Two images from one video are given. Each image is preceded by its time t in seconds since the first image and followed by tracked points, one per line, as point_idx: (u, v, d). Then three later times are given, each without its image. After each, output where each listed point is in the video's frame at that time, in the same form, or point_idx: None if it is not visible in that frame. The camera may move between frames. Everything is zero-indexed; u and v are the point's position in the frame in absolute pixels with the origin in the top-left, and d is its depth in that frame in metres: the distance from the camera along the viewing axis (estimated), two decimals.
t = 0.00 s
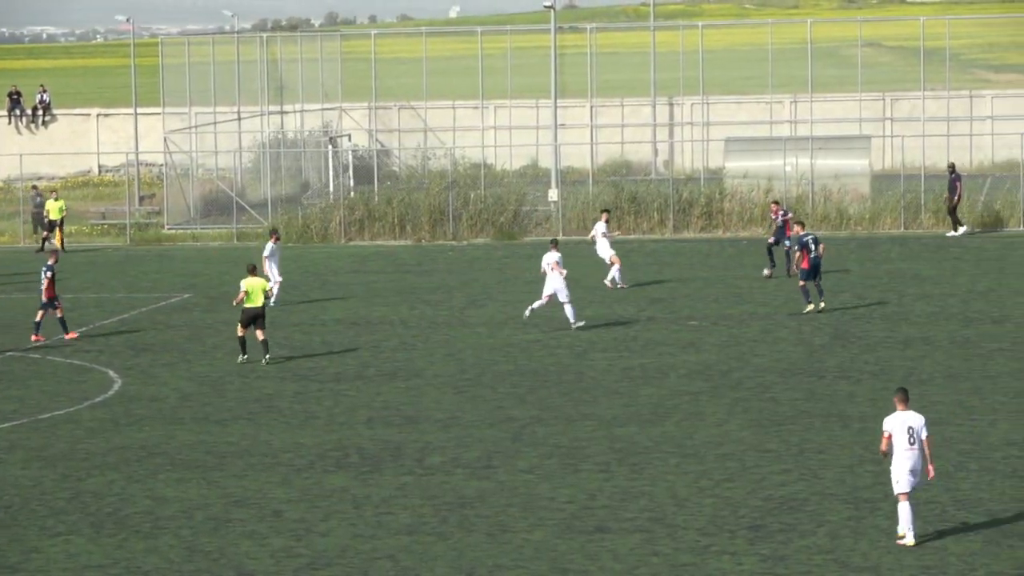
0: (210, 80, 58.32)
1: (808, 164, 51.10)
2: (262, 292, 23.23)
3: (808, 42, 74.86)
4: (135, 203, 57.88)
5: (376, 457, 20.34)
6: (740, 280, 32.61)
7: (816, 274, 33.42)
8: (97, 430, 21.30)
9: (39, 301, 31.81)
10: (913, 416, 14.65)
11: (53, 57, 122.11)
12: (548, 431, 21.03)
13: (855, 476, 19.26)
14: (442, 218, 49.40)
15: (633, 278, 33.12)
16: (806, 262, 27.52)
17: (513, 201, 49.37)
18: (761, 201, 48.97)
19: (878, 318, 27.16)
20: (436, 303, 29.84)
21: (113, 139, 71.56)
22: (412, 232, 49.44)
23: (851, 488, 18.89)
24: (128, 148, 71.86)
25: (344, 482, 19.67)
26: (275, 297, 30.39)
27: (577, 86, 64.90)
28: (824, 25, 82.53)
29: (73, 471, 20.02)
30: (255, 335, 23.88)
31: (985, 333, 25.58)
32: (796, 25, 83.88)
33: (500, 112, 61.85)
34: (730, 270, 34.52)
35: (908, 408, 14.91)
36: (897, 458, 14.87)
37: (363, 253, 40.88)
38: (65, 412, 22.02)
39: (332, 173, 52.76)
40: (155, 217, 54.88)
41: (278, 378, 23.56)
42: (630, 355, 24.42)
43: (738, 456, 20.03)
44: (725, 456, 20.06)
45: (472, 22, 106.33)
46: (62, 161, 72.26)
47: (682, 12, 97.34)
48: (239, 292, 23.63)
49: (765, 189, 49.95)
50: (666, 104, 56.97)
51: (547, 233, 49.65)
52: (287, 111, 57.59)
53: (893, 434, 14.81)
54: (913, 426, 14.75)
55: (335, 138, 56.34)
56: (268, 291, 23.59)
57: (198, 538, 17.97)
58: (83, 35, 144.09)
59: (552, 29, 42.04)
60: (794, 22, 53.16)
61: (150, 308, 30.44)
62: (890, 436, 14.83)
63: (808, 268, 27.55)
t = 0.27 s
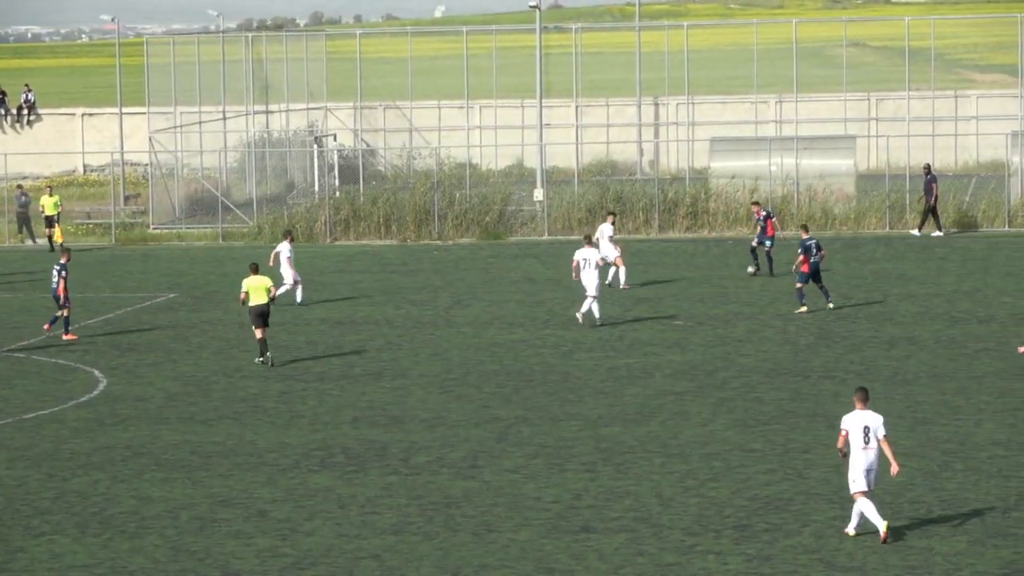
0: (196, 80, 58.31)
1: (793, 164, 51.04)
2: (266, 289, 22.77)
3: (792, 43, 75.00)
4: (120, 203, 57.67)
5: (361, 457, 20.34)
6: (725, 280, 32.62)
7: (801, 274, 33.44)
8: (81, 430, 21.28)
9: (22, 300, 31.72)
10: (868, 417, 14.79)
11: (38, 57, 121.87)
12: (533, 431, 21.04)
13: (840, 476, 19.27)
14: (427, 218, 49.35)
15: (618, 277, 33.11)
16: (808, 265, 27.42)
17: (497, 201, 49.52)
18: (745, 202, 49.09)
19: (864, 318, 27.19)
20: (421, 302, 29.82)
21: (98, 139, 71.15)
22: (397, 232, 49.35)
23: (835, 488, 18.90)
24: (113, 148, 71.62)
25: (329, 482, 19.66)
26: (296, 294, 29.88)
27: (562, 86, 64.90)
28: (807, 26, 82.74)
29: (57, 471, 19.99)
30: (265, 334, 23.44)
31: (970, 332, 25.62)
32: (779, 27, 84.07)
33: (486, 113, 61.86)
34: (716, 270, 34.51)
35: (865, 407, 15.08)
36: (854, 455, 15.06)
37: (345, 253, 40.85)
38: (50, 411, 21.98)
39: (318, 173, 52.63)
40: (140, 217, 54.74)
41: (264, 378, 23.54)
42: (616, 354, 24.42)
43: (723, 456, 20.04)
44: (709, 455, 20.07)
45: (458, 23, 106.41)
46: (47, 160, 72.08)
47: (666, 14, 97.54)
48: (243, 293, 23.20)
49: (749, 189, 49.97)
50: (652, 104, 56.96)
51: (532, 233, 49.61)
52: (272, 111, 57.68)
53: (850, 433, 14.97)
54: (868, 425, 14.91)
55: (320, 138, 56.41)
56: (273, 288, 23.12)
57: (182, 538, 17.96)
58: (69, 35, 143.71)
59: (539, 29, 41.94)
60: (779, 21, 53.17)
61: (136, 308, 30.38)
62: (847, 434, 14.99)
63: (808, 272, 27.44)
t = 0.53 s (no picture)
0: (193, 80, 58.66)
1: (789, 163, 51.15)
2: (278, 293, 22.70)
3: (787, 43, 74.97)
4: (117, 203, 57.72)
5: (357, 456, 20.34)
6: (720, 280, 32.61)
7: (797, 273, 33.42)
8: (77, 430, 21.27)
9: (16, 301, 31.68)
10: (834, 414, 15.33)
11: (33, 57, 121.74)
12: (529, 431, 21.04)
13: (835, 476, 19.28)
14: (422, 217, 49.34)
15: (614, 277, 33.14)
16: (820, 256, 27.82)
17: (493, 201, 49.41)
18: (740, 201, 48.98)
19: (859, 318, 27.19)
20: (416, 302, 29.81)
21: (93, 138, 70.73)
22: (392, 231, 49.35)
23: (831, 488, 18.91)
24: (109, 148, 71.52)
25: (324, 482, 19.66)
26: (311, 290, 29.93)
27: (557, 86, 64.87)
28: (802, 26, 82.72)
29: (53, 471, 19.98)
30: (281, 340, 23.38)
31: (965, 332, 25.64)
32: (774, 26, 84.11)
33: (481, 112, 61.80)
34: (711, 270, 34.48)
35: (834, 402, 15.82)
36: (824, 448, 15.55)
37: (339, 253, 40.80)
38: (45, 411, 21.96)
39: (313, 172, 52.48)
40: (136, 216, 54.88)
41: (259, 378, 23.53)
42: (612, 353, 24.43)
43: (718, 456, 20.04)
44: (705, 455, 20.07)
45: (453, 21, 106.35)
46: (42, 160, 71.97)
47: (661, 12, 97.48)
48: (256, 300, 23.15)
49: (744, 189, 49.92)
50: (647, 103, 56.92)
51: (528, 232, 49.64)
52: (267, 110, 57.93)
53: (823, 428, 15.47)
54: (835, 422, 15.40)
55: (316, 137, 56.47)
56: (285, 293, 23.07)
57: (178, 538, 17.96)
58: (66, 34, 143.51)
59: (534, 29, 41.83)
60: (772, 22, 53.15)
61: (131, 309, 30.34)
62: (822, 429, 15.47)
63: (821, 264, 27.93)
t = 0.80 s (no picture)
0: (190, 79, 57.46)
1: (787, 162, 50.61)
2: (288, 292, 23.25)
3: (784, 43, 74.81)
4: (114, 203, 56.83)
5: (355, 456, 20.34)
6: (718, 279, 32.58)
7: (794, 273, 33.39)
8: (75, 429, 21.27)
9: (14, 300, 31.62)
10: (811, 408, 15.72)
11: (33, 57, 121.52)
12: (527, 430, 21.04)
13: (833, 475, 19.28)
14: (422, 216, 48.15)
15: (613, 276, 33.14)
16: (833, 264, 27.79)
17: (491, 201, 48.34)
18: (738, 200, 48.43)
19: (857, 317, 27.19)
20: (413, 302, 29.78)
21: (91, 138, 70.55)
22: (391, 231, 48.17)
23: (829, 487, 18.91)
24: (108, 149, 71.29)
25: (323, 481, 19.67)
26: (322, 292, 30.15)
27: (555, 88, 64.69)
28: (800, 26, 82.58)
29: (51, 471, 19.96)
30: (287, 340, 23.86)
31: (963, 331, 25.64)
32: (773, 26, 83.99)
33: (479, 112, 61.40)
34: (709, 269, 34.44)
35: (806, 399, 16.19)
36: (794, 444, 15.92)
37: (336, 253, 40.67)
38: (44, 411, 21.93)
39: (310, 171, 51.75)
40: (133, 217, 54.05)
41: (258, 377, 23.52)
42: (610, 352, 24.42)
43: (716, 455, 20.05)
44: (703, 455, 20.08)
45: (451, 23, 106.21)
46: (41, 160, 71.55)
47: (658, 12, 97.33)
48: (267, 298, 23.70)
49: (742, 189, 49.42)
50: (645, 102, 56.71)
51: (526, 232, 48.49)
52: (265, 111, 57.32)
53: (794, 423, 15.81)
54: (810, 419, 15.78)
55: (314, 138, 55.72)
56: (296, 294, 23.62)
57: (176, 538, 17.97)
58: (65, 34, 143.12)
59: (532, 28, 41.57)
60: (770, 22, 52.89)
61: (129, 308, 30.29)
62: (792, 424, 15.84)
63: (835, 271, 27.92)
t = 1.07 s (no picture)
0: (203, 85, 57.94)
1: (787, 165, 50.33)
2: (304, 292, 24.03)
3: (788, 48, 75.28)
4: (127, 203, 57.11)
5: (364, 451, 20.82)
6: (721, 279, 33.03)
7: (796, 273, 33.84)
8: (90, 425, 21.76)
9: (27, 299, 32.08)
10: (789, 400, 16.83)
11: (42, 61, 122.19)
12: (531, 426, 21.52)
13: (831, 471, 19.74)
14: (429, 217, 48.57)
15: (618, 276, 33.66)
16: (860, 253, 28.58)
17: (497, 202, 48.57)
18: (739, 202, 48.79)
19: (857, 317, 27.64)
20: (421, 301, 30.23)
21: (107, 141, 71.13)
22: (399, 231, 48.56)
23: (827, 482, 19.37)
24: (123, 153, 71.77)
25: (332, 476, 20.14)
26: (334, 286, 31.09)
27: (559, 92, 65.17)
28: (802, 30, 83.18)
29: (67, 466, 20.45)
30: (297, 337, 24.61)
31: (959, 330, 26.10)
32: (774, 31, 84.62)
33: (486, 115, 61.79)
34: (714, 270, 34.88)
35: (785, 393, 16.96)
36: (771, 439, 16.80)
37: (345, 253, 41.16)
38: (60, 408, 22.41)
39: (320, 173, 52.30)
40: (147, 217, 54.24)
41: (268, 375, 24.00)
42: (614, 350, 24.89)
43: (717, 451, 20.51)
44: (704, 451, 20.54)
45: (456, 27, 106.82)
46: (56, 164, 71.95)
47: (662, 19, 97.99)
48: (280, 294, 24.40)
49: (742, 192, 49.70)
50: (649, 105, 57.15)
51: (531, 233, 48.72)
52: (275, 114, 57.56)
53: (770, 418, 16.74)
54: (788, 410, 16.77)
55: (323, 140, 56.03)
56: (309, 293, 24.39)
57: (190, 531, 18.45)
58: (79, 37, 143.80)
59: (537, 33, 41.88)
60: (772, 26, 53.26)
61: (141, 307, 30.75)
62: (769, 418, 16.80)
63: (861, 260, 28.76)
